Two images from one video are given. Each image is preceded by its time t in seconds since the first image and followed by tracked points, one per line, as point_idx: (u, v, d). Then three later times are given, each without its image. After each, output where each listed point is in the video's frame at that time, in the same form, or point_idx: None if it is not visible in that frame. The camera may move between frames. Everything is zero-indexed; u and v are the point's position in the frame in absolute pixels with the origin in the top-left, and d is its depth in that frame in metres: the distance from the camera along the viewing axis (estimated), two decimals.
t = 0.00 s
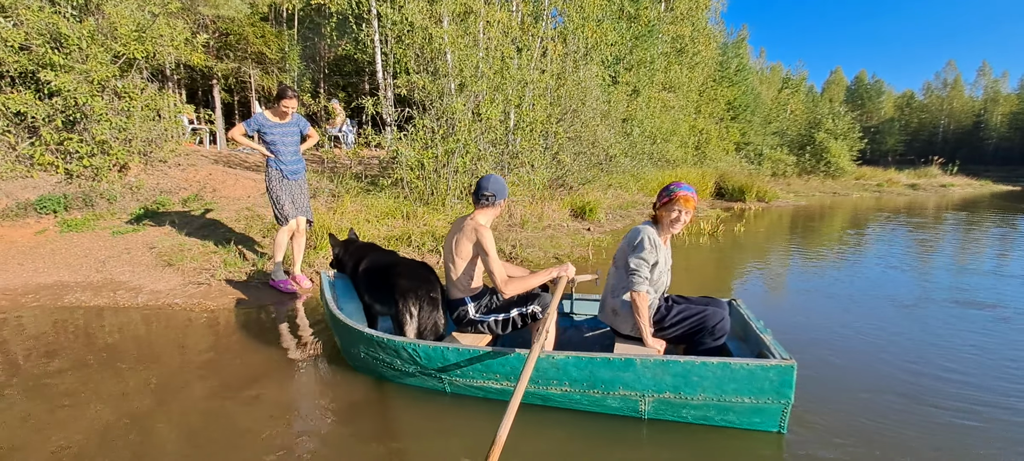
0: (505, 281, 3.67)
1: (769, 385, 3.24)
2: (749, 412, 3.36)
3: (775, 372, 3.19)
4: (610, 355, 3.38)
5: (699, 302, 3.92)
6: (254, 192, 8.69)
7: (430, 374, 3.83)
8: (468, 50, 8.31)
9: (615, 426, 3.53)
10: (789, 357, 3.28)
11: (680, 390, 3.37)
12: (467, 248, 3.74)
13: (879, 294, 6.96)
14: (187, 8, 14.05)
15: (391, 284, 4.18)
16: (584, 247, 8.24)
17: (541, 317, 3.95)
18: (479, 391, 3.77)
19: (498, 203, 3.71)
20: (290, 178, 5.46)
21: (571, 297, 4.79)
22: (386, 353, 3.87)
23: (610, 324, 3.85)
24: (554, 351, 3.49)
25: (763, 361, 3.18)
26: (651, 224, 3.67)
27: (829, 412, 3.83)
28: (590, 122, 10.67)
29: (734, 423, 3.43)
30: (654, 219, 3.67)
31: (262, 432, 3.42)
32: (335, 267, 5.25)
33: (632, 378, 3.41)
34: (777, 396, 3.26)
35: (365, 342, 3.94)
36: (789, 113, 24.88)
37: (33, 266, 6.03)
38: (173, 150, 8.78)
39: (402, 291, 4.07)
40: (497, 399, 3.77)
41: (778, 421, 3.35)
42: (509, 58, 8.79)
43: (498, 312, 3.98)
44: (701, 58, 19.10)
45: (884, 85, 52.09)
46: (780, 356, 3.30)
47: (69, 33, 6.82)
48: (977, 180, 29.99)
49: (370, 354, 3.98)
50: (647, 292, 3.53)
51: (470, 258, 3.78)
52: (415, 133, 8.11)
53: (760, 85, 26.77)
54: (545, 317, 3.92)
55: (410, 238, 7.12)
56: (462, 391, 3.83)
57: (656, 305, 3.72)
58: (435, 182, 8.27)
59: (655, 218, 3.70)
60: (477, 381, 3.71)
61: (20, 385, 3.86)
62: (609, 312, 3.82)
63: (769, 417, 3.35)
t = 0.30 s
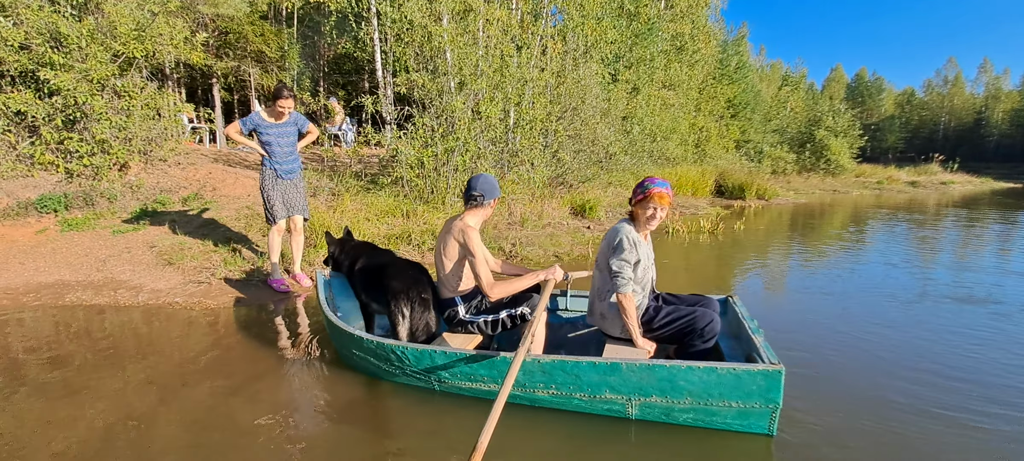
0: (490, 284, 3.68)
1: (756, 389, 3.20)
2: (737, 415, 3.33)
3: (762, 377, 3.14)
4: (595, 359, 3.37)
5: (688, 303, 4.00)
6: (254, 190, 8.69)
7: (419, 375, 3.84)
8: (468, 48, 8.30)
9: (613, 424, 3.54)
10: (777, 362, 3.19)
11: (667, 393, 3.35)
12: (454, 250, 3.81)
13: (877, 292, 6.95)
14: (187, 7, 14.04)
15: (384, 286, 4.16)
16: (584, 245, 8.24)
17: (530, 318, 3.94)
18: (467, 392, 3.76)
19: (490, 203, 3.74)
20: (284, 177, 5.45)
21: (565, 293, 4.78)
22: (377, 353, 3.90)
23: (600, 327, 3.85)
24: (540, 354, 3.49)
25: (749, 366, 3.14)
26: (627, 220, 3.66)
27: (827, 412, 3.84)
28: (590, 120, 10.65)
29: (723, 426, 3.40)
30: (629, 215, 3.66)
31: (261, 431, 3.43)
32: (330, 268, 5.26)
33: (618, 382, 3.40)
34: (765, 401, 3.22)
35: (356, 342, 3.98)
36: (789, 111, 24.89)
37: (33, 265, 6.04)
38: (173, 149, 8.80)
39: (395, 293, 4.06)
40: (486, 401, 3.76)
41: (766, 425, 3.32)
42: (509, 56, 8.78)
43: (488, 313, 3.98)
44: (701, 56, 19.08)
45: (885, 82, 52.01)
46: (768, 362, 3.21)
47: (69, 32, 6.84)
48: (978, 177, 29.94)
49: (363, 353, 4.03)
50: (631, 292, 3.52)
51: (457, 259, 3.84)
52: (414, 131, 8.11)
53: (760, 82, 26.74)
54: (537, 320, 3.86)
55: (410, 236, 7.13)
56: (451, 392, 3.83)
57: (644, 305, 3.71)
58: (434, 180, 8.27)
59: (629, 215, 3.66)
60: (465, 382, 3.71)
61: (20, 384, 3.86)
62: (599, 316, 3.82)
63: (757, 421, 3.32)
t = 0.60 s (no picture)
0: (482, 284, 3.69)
1: (750, 392, 3.17)
2: (731, 418, 3.31)
3: (755, 380, 3.12)
4: (586, 361, 3.36)
5: (685, 304, 3.96)
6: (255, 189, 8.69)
7: (413, 374, 3.85)
8: (469, 47, 8.29)
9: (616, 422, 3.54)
10: (772, 365, 3.18)
11: (660, 396, 3.33)
12: (445, 249, 3.87)
13: (878, 289, 6.95)
14: (187, 5, 14.03)
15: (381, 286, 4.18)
16: (586, 244, 8.24)
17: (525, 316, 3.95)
18: (461, 392, 3.77)
19: (483, 201, 3.73)
20: (280, 177, 5.44)
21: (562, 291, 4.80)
22: (371, 352, 3.92)
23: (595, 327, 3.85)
24: (532, 356, 3.49)
25: (743, 369, 3.11)
26: (621, 219, 3.65)
27: (828, 411, 3.83)
28: (591, 118, 10.63)
29: (717, 429, 3.38)
30: (622, 214, 3.65)
31: (263, 430, 3.43)
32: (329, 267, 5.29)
33: (610, 384, 3.39)
34: (759, 404, 3.19)
35: (352, 341, 4.00)
36: (789, 109, 24.86)
37: (36, 264, 6.05)
38: (174, 148, 8.80)
39: (392, 292, 4.08)
40: (480, 401, 3.76)
41: (761, 428, 3.29)
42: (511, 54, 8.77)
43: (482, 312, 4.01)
44: (701, 54, 19.05)
45: (885, 80, 51.94)
46: (763, 364, 3.21)
47: (71, 31, 6.85)
48: (978, 174, 29.89)
49: (357, 352, 4.05)
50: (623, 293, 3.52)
51: (448, 257, 3.91)
52: (416, 130, 8.11)
53: (760, 80, 26.69)
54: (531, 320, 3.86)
55: (412, 235, 7.14)
56: (446, 392, 3.84)
57: (639, 305, 3.71)
58: (435, 179, 8.27)
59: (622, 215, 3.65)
60: (459, 382, 3.72)
61: (25, 383, 3.87)
62: (593, 317, 3.82)
63: (752, 424, 3.29)
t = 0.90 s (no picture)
0: (480, 282, 3.69)
1: (749, 393, 3.15)
2: (730, 420, 3.28)
3: (755, 380, 3.10)
4: (583, 359, 3.36)
5: (687, 305, 3.91)
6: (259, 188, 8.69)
7: (411, 372, 3.87)
8: (471, 45, 8.27)
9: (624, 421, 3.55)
10: (772, 365, 3.16)
11: (657, 396, 3.32)
12: (444, 247, 3.84)
13: (881, 287, 6.93)
14: (188, 4, 14.02)
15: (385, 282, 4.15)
16: (589, 242, 8.24)
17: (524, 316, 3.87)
18: (459, 391, 3.77)
19: (483, 198, 3.73)
20: (283, 177, 5.45)
21: (562, 294, 4.80)
22: (370, 349, 3.94)
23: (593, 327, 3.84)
24: (527, 353, 3.50)
25: (741, 368, 3.09)
26: (621, 219, 3.64)
27: (834, 409, 3.83)
28: (593, 116, 10.61)
29: (715, 432, 3.35)
30: (622, 214, 3.64)
31: (269, 431, 3.44)
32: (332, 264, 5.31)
33: (607, 383, 3.39)
34: (758, 405, 3.17)
35: (350, 338, 4.02)
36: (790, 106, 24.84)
37: (42, 264, 6.05)
38: (177, 147, 8.80)
39: (395, 289, 4.08)
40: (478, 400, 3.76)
41: (761, 431, 3.25)
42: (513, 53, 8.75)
43: (480, 310, 3.98)
44: (702, 52, 19.03)
45: (886, 76, 51.88)
46: (764, 365, 3.19)
47: (73, 31, 6.85)
48: (980, 172, 29.79)
49: (356, 350, 4.07)
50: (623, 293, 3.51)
51: (448, 256, 3.86)
52: (418, 129, 8.11)
53: (762, 78, 26.65)
54: (530, 320, 3.80)
55: (416, 234, 7.14)
56: (444, 391, 3.85)
57: (639, 306, 3.69)
58: (438, 177, 8.27)
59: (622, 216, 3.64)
60: (456, 380, 3.72)
61: (33, 383, 3.88)
62: (592, 316, 3.81)
63: (752, 427, 3.26)
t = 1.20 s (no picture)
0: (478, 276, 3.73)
1: (748, 390, 3.12)
2: (728, 418, 3.26)
3: (754, 376, 3.07)
4: (581, 353, 3.38)
5: (688, 303, 3.92)
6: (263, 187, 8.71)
7: (412, 367, 3.90)
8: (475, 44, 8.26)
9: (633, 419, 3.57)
10: (772, 362, 3.14)
11: (655, 391, 3.32)
12: (445, 243, 3.85)
13: (885, 285, 6.93)
14: (192, 4, 14.04)
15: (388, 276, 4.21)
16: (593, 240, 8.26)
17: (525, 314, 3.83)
18: (459, 387, 3.80)
19: (482, 195, 3.71)
20: (290, 176, 5.46)
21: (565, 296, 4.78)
22: (370, 343, 3.97)
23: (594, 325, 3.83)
24: (527, 347, 3.51)
25: (740, 364, 3.08)
26: (625, 218, 3.64)
27: (841, 408, 3.83)
28: (596, 115, 10.62)
29: (714, 430, 3.34)
30: (626, 211, 3.63)
31: (279, 430, 3.45)
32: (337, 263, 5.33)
33: (605, 378, 3.40)
34: (758, 402, 3.13)
35: (352, 332, 4.06)
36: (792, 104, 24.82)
37: (50, 263, 6.07)
38: (181, 147, 8.81)
39: (397, 283, 4.13)
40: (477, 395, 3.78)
41: (760, 429, 3.23)
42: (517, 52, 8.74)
43: (479, 305, 3.96)
44: (704, 49, 19.02)
45: (887, 74, 51.81)
46: (763, 361, 3.17)
47: (79, 31, 6.86)
48: (981, 170, 29.72)
49: (357, 343, 4.10)
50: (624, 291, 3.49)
51: (448, 252, 3.88)
52: (422, 127, 8.12)
53: (763, 76, 26.64)
54: (530, 316, 3.83)
55: (421, 232, 7.16)
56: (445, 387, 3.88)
57: (640, 304, 3.67)
58: (442, 176, 8.28)
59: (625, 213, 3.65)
60: (456, 376, 3.74)
61: (44, 383, 3.90)
62: (593, 315, 3.80)
63: (751, 425, 3.23)
